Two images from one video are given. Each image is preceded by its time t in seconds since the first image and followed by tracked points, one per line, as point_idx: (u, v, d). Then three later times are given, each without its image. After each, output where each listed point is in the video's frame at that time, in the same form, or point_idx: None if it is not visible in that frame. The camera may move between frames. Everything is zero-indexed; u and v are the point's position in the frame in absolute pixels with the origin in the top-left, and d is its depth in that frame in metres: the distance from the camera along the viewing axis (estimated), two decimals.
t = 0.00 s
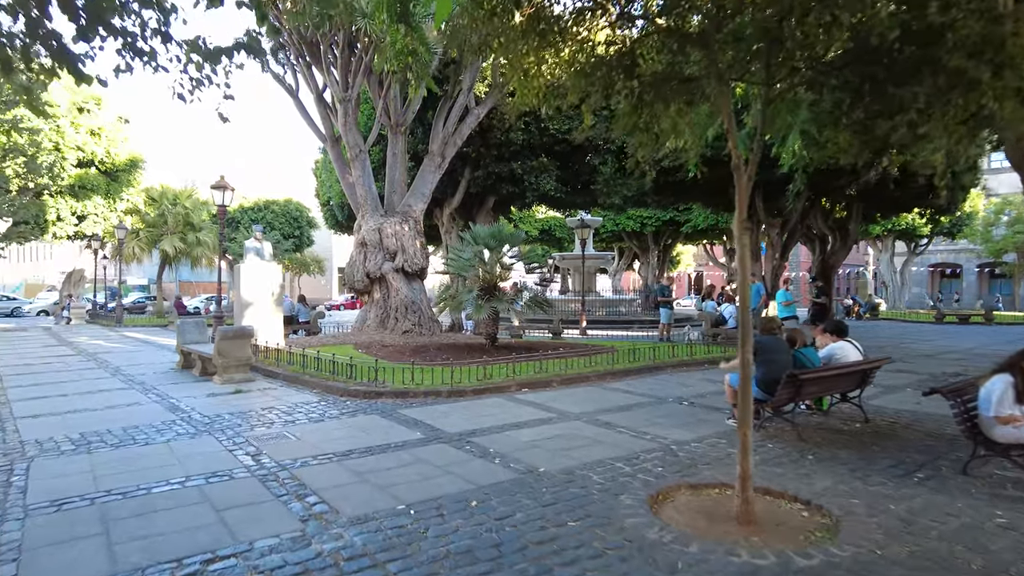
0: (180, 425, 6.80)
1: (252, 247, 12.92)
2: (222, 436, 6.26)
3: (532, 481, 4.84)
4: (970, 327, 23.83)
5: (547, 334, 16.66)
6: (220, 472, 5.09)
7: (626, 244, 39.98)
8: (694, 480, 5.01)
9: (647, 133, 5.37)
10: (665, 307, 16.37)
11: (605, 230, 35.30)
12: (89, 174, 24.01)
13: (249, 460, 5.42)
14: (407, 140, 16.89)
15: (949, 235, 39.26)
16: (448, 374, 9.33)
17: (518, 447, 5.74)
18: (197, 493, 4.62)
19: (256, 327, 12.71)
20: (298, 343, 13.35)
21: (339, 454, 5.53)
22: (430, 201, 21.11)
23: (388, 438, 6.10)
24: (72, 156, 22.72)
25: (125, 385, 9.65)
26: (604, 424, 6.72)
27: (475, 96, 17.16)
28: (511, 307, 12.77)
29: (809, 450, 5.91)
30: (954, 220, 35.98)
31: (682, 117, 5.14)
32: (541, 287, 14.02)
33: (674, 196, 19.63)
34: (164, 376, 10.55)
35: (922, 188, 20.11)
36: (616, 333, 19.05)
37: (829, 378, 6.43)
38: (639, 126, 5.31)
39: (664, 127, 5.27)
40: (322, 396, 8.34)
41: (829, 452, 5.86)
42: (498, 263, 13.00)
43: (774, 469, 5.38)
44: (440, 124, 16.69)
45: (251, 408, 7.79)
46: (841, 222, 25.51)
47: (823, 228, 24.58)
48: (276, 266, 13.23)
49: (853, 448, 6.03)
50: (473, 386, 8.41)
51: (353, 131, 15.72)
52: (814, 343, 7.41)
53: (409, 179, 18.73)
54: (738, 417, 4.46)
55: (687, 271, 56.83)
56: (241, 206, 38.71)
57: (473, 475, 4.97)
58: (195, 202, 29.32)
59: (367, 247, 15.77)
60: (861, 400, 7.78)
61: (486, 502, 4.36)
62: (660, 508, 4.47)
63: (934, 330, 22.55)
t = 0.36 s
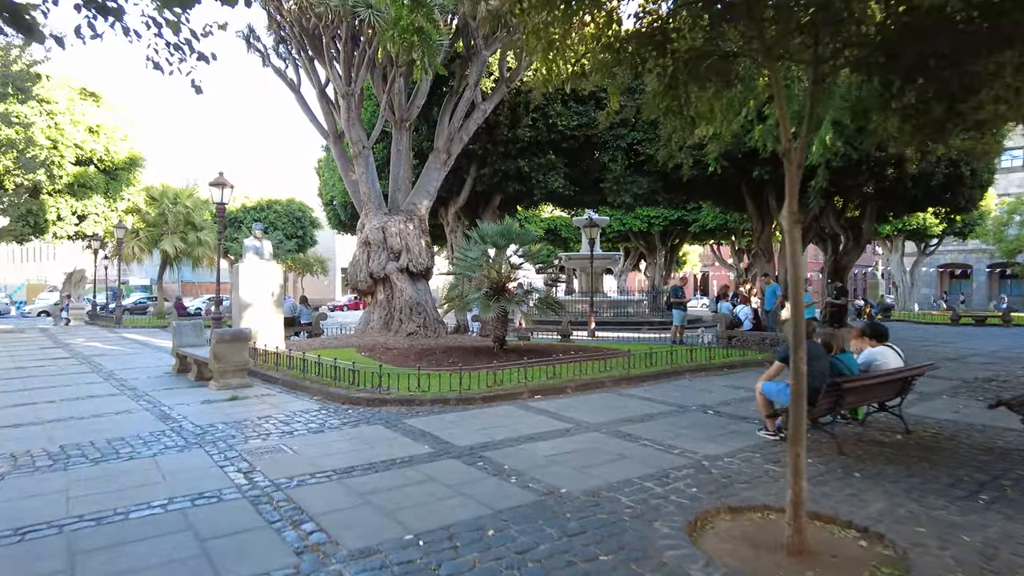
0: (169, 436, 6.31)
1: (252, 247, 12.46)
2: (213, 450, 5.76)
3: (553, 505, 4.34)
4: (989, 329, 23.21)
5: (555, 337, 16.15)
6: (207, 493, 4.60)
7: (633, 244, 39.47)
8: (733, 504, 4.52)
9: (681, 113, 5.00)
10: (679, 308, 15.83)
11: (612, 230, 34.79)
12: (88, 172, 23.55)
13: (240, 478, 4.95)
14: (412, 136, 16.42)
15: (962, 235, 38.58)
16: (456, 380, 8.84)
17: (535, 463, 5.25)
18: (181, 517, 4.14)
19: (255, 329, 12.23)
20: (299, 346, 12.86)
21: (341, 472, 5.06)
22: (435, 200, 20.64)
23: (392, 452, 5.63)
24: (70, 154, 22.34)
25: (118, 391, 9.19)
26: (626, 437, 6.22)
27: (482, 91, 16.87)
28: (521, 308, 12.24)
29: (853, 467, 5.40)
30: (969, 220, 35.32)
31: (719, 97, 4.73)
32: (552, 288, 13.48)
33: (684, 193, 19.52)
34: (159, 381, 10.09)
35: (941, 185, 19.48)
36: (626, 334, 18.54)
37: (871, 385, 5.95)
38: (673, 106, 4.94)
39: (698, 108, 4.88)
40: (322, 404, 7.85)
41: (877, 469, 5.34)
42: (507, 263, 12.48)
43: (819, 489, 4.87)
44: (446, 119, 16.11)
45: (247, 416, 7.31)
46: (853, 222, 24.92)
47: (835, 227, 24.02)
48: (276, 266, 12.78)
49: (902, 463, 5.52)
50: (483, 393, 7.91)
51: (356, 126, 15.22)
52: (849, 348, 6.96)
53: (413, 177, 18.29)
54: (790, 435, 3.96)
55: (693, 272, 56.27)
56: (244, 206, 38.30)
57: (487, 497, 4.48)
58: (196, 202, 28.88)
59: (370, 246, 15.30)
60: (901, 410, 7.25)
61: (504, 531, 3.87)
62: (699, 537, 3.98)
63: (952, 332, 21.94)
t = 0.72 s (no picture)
0: (152, 449, 5.80)
1: (252, 245, 12.02)
2: (198, 464, 5.28)
3: (572, 536, 3.81)
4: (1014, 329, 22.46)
5: (566, 338, 15.62)
6: (184, 518, 4.08)
7: (644, 243, 38.88)
8: (776, 532, 3.98)
9: (713, 92, 4.51)
10: (694, 309, 15.27)
11: (622, 229, 34.23)
12: (91, 171, 23.16)
13: (224, 498, 4.46)
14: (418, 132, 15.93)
15: (980, 233, 37.72)
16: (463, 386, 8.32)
17: (550, 482, 4.73)
18: (151, 547, 3.66)
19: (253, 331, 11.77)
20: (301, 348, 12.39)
21: (335, 492, 4.55)
22: (442, 198, 20.17)
23: (392, 468, 5.12)
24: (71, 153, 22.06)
25: (108, 397, 8.74)
26: (648, 450, 5.68)
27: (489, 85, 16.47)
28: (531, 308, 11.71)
29: (904, 486, 4.84)
30: (988, 217, 34.49)
31: (756, 73, 4.22)
32: (563, 287, 12.95)
33: (698, 188, 19.04)
34: (152, 386, 9.64)
35: (966, 180, 18.74)
36: (639, 336, 17.98)
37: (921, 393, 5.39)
38: (704, 82, 4.45)
39: (732, 85, 4.36)
40: (320, 411, 7.35)
41: (931, 489, 4.79)
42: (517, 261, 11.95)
43: (870, 512, 4.33)
44: (452, 114, 15.66)
45: (239, 425, 6.82)
46: (871, 219, 24.26)
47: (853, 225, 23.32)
48: (277, 265, 12.34)
49: (958, 481, 4.96)
50: (492, 400, 7.39)
51: (360, 121, 14.75)
52: (891, 352, 6.40)
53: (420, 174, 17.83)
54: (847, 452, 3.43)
55: (704, 271, 55.49)
56: (250, 206, 37.98)
57: (498, 523, 3.96)
58: (201, 201, 28.47)
59: (375, 245, 14.83)
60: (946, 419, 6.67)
61: (516, 567, 3.36)
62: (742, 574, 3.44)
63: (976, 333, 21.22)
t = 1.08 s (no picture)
0: (146, 465, 5.41)
1: (260, 247, 11.58)
2: (194, 483, 4.89)
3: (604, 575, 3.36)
4: None
5: (583, 342, 15.15)
6: (172, 550, 3.67)
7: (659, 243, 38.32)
8: (836, 569, 3.51)
9: (758, 75, 3.99)
10: (716, 311, 14.75)
11: (637, 229, 33.71)
12: (102, 171, 22.98)
13: (217, 525, 4.04)
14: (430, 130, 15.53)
15: (1006, 232, 36.73)
16: (478, 395, 7.88)
17: (576, 508, 4.28)
18: None
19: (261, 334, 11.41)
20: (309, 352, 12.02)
21: (340, 518, 4.13)
22: (455, 197, 19.78)
23: (403, 489, 4.69)
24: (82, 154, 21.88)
25: (108, 404, 8.40)
26: (681, 469, 5.23)
27: (503, 83, 16.07)
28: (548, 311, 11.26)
29: (972, 514, 4.34)
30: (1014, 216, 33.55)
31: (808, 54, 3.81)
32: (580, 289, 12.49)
33: (718, 187, 18.50)
34: (156, 392, 9.30)
35: (997, 178, 17.95)
36: (657, 339, 17.48)
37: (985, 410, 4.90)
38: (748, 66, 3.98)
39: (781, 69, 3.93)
40: (328, 422, 6.95)
41: (1002, 518, 4.28)
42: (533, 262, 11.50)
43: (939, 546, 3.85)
44: (466, 112, 15.25)
45: (242, 437, 6.43)
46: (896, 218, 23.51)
47: (878, 224, 22.61)
48: (285, 267, 11.96)
49: None
50: (510, 411, 6.95)
51: (371, 119, 14.38)
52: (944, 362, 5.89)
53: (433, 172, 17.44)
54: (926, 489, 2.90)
55: (719, 272, 54.76)
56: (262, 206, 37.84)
57: (520, 559, 3.52)
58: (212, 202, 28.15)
59: (387, 246, 14.45)
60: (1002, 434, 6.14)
61: None
62: None
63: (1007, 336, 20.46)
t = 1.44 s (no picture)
0: (138, 482, 5.00)
1: (264, 247, 11.22)
2: (188, 504, 4.47)
3: None
4: None
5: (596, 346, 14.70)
6: None
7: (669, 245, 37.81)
8: None
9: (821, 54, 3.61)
10: (735, 315, 14.26)
11: (647, 231, 33.22)
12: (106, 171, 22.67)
13: (210, 556, 3.62)
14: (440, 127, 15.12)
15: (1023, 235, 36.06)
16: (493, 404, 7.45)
17: (609, 538, 3.83)
18: None
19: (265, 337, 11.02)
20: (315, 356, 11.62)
21: (346, 548, 3.70)
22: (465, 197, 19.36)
23: (417, 512, 4.26)
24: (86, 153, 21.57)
25: (103, 412, 8.01)
26: (719, 490, 4.78)
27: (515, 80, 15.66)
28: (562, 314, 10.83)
29: None
30: None
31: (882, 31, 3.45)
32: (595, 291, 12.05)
33: (734, 187, 18.02)
34: (155, 398, 8.91)
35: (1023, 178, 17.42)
36: (671, 343, 17.01)
37: None
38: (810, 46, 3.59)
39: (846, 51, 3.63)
40: (334, 433, 6.52)
41: None
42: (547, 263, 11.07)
43: None
44: (476, 109, 14.83)
45: (242, 449, 6.02)
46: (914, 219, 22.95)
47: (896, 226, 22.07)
48: (291, 268, 11.56)
49: None
50: (528, 421, 6.51)
51: (380, 116, 13.97)
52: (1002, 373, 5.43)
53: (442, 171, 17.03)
54: None
55: (729, 274, 54.14)
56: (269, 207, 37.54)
57: None
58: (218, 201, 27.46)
59: (395, 247, 14.04)
60: None
61: None
62: None
63: None
